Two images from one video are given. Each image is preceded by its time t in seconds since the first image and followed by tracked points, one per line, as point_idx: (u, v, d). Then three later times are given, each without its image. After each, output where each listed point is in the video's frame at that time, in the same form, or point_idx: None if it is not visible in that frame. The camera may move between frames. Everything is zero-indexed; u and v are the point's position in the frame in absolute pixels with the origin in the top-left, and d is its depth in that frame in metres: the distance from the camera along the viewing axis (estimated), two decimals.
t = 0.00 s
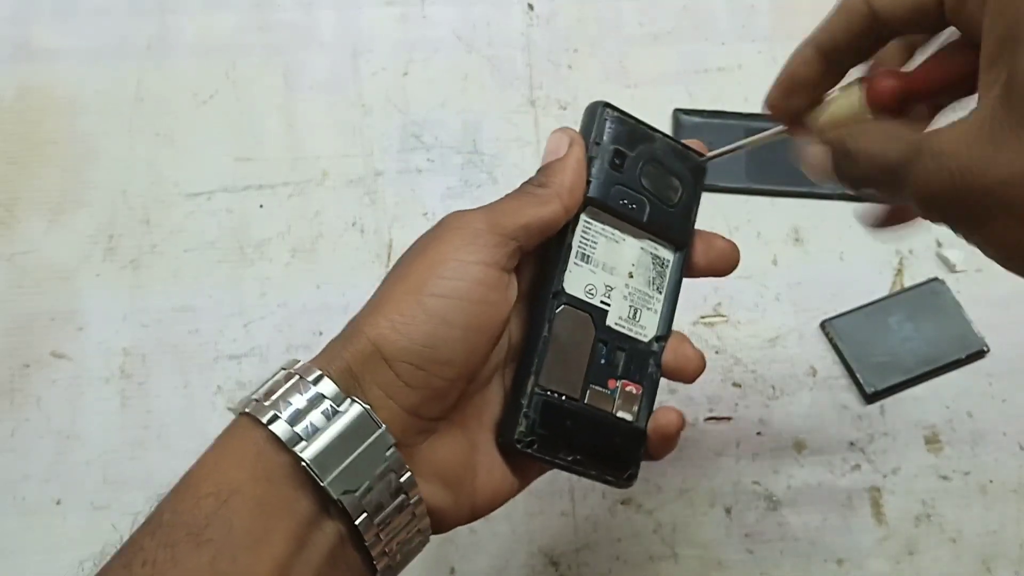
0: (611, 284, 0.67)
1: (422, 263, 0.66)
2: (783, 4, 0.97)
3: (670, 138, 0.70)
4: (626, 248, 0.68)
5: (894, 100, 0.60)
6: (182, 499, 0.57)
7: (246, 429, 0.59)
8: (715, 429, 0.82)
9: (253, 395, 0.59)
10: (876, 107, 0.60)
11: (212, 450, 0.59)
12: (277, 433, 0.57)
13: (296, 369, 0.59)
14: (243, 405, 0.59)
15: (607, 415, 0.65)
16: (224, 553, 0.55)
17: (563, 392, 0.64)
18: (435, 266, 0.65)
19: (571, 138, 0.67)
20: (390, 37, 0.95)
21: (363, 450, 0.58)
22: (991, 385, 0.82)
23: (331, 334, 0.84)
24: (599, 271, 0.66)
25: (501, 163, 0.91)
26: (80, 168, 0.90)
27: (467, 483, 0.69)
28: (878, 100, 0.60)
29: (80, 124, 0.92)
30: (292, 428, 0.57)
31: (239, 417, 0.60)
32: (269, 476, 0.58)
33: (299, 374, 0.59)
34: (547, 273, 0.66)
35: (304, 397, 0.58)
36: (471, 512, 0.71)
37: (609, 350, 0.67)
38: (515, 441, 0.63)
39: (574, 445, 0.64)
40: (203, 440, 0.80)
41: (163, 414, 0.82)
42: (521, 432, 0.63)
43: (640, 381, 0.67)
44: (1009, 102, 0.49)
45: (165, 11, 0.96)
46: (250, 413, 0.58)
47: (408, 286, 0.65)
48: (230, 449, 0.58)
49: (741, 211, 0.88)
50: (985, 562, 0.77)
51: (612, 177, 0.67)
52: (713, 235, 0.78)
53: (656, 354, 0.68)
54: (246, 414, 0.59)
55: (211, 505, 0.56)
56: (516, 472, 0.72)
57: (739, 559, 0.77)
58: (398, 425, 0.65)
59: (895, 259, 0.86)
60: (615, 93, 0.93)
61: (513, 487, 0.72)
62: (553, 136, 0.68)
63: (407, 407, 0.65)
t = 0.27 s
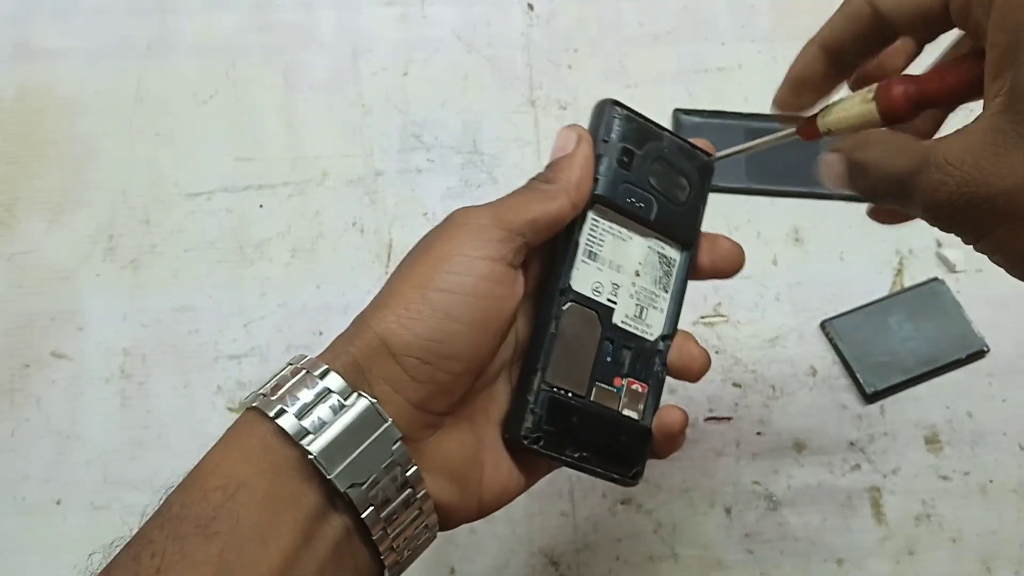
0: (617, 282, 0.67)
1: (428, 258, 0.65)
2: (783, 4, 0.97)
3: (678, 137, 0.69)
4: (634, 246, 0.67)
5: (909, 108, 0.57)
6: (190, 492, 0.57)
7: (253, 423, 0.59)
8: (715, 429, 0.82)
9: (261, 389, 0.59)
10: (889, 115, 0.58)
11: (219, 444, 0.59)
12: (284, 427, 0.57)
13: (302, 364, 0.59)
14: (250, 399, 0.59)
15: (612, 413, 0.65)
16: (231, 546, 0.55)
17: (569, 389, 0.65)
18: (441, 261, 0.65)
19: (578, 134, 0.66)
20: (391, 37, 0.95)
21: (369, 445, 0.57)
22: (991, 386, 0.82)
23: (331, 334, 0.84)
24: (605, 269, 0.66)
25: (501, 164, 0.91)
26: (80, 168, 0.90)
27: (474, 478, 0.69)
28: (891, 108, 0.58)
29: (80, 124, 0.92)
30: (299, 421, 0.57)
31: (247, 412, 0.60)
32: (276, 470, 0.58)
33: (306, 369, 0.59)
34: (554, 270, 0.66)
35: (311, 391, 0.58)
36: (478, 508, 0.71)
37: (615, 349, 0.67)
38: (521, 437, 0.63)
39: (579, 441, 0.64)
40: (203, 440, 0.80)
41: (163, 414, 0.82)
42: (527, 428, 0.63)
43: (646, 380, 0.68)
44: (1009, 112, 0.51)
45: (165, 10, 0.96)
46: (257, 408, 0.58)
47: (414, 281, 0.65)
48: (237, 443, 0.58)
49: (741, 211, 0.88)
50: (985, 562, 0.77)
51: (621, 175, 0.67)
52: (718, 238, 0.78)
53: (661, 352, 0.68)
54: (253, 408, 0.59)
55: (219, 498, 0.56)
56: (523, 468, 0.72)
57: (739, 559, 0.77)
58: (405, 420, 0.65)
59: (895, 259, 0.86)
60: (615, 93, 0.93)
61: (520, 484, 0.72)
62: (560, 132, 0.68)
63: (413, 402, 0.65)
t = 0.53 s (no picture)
0: (623, 282, 0.67)
1: (436, 259, 0.65)
2: (784, 4, 0.97)
3: (685, 138, 0.70)
4: (640, 246, 0.68)
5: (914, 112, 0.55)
6: (200, 491, 0.57)
7: (263, 422, 0.59)
8: (715, 429, 0.82)
9: (270, 390, 0.59)
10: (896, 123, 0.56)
11: (229, 443, 0.59)
12: (293, 426, 0.57)
13: (312, 364, 0.59)
14: (259, 399, 0.59)
15: (619, 413, 0.65)
16: (241, 544, 0.55)
17: (576, 388, 0.64)
18: (448, 262, 0.65)
19: (586, 135, 0.66)
20: (390, 37, 0.95)
21: (377, 444, 0.57)
22: (991, 385, 0.82)
23: (331, 334, 0.84)
24: (611, 269, 0.67)
25: (501, 164, 0.91)
26: (80, 167, 0.90)
27: (483, 479, 0.69)
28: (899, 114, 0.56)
29: (80, 124, 0.92)
30: (308, 421, 0.57)
31: (255, 412, 0.60)
32: (285, 469, 0.58)
33: (315, 369, 0.59)
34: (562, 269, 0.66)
35: (320, 391, 0.58)
36: (486, 509, 0.71)
37: (621, 349, 0.67)
38: (529, 435, 0.63)
39: (586, 440, 0.64)
40: (203, 440, 0.80)
41: (163, 414, 0.82)
42: (535, 427, 0.63)
43: (652, 380, 0.67)
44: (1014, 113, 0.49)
45: (164, 10, 0.96)
46: (266, 408, 0.58)
47: (421, 282, 0.65)
48: (246, 442, 0.58)
49: (741, 211, 0.88)
50: (985, 562, 0.77)
51: (627, 177, 0.67)
52: (727, 249, 0.77)
53: (667, 353, 0.68)
54: (262, 408, 0.59)
55: (229, 498, 0.57)
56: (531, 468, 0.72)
57: (740, 559, 0.77)
58: (413, 420, 0.65)
59: (895, 259, 0.86)
60: (615, 93, 0.93)
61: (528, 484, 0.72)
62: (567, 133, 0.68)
63: (421, 402, 0.65)
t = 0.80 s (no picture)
0: (629, 293, 0.67)
1: (442, 271, 0.66)
2: (784, 4, 0.97)
3: (692, 149, 0.69)
4: (646, 257, 0.67)
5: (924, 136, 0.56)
6: (208, 501, 0.58)
7: (270, 433, 0.60)
8: (715, 430, 0.81)
9: (279, 400, 0.60)
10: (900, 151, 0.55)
11: (237, 453, 0.60)
12: (300, 436, 0.57)
13: (319, 375, 0.60)
14: (268, 410, 0.60)
15: (624, 424, 0.65)
16: (249, 554, 0.56)
17: (581, 400, 0.65)
18: (454, 273, 0.66)
19: (593, 147, 0.67)
20: (390, 37, 0.95)
21: (383, 455, 0.58)
22: (991, 386, 0.82)
23: (331, 334, 0.84)
24: (618, 280, 0.67)
25: (501, 164, 0.91)
26: (80, 168, 0.90)
27: (489, 490, 0.69)
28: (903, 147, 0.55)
29: (80, 124, 0.92)
30: (315, 431, 0.57)
31: (264, 424, 0.61)
32: (293, 479, 0.58)
33: (322, 380, 0.59)
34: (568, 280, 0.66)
35: (326, 402, 0.58)
36: (493, 519, 0.71)
37: (626, 359, 0.67)
38: (534, 446, 0.63)
39: (592, 451, 0.64)
40: (203, 440, 0.80)
41: (163, 414, 0.82)
42: (540, 437, 0.63)
43: (657, 391, 0.68)
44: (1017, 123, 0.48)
45: (164, 10, 0.96)
46: (274, 418, 0.59)
47: (427, 294, 0.65)
48: (254, 453, 0.59)
49: (740, 211, 0.88)
50: (985, 562, 0.77)
51: (633, 188, 0.67)
52: (733, 262, 0.78)
53: (672, 364, 0.68)
54: (270, 420, 0.60)
55: (237, 507, 0.57)
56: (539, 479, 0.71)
57: (740, 559, 0.77)
58: (420, 430, 0.66)
59: (895, 259, 0.86)
60: (614, 93, 0.93)
61: (536, 495, 0.72)
62: (575, 146, 0.69)
63: (428, 413, 0.65)
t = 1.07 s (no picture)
0: (629, 298, 0.67)
1: (443, 276, 0.67)
2: (784, 4, 0.97)
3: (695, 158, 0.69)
4: (646, 263, 0.67)
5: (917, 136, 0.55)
6: (210, 504, 0.58)
7: (270, 437, 0.59)
8: (715, 430, 0.81)
9: (280, 404, 0.60)
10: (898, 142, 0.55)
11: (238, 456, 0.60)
12: (302, 440, 0.57)
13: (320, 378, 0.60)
14: (268, 414, 0.60)
15: (622, 429, 0.66)
16: (250, 558, 0.56)
17: (581, 402, 0.65)
18: (455, 278, 0.66)
19: (597, 154, 0.66)
20: (390, 37, 0.95)
21: (383, 459, 0.58)
22: (991, 386, 0.82)
23: (331, 334, 0.84)
24: (618, 285, 0.67)
25: (501, 164, 0.91)
26: (80, 168, 0.90)
27: (491, 493, 0.69)
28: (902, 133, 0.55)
29: (80, 124, 0.92)
30: (317, 435, 0.57)
31: (264, 425, 0.61)
32: (293, 482, 0.58)
33: (324, 384, 0.59)
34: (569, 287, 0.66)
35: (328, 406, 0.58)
36: (495, 523, 0.71)
37: (625, 364, 0.67)
38: (533, 449, 0.63)
39: (590, 454, 0.64)
40: (203, 440, 0.81)
41: (163, 414, 0.82)
42: (539, 441, 0.63)
43: (655, 397, 0.67)
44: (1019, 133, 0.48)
45: (164, 10, 0.96)
46: (276, 422, 0.59)
47: (428, 298, 0.66)
48: (255, 455, 0.59)
49: (740, 211, 0.88)
50: (985, 562, 0.77)
51: (636, 195, 0.67)
52: (734, 273, 0.78)
53: (671, 370, 0.68)
54: (270, 422, 0.60)
55: (238, 511, 0.57)
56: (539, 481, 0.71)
57: (740, 559, 0.77)
58: (420, 435, 0.66)
59: (895, 259, 0.86)
60: (614, 93, 0.93)
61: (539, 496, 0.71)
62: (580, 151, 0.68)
63: (428, 418, 0.66)
